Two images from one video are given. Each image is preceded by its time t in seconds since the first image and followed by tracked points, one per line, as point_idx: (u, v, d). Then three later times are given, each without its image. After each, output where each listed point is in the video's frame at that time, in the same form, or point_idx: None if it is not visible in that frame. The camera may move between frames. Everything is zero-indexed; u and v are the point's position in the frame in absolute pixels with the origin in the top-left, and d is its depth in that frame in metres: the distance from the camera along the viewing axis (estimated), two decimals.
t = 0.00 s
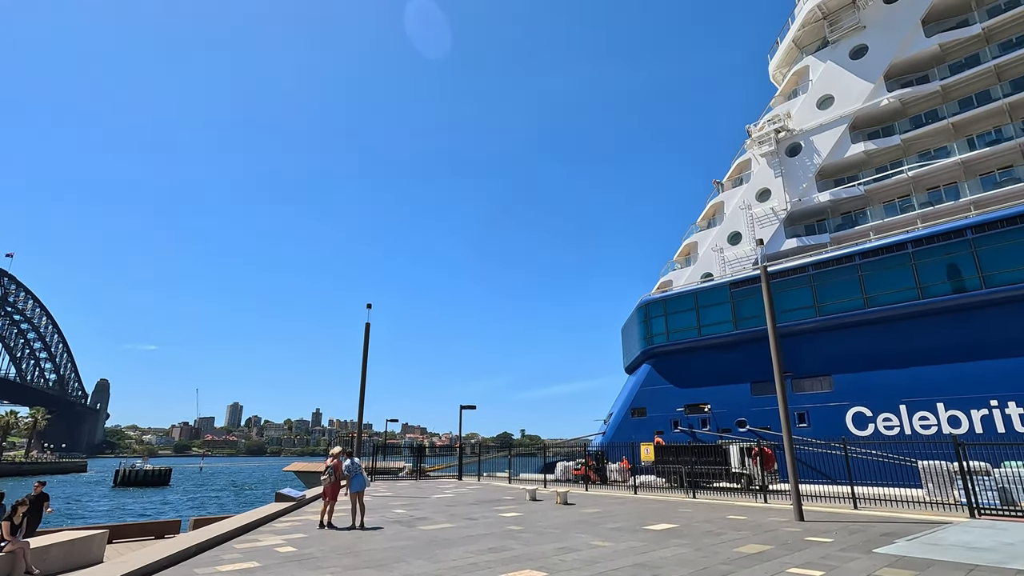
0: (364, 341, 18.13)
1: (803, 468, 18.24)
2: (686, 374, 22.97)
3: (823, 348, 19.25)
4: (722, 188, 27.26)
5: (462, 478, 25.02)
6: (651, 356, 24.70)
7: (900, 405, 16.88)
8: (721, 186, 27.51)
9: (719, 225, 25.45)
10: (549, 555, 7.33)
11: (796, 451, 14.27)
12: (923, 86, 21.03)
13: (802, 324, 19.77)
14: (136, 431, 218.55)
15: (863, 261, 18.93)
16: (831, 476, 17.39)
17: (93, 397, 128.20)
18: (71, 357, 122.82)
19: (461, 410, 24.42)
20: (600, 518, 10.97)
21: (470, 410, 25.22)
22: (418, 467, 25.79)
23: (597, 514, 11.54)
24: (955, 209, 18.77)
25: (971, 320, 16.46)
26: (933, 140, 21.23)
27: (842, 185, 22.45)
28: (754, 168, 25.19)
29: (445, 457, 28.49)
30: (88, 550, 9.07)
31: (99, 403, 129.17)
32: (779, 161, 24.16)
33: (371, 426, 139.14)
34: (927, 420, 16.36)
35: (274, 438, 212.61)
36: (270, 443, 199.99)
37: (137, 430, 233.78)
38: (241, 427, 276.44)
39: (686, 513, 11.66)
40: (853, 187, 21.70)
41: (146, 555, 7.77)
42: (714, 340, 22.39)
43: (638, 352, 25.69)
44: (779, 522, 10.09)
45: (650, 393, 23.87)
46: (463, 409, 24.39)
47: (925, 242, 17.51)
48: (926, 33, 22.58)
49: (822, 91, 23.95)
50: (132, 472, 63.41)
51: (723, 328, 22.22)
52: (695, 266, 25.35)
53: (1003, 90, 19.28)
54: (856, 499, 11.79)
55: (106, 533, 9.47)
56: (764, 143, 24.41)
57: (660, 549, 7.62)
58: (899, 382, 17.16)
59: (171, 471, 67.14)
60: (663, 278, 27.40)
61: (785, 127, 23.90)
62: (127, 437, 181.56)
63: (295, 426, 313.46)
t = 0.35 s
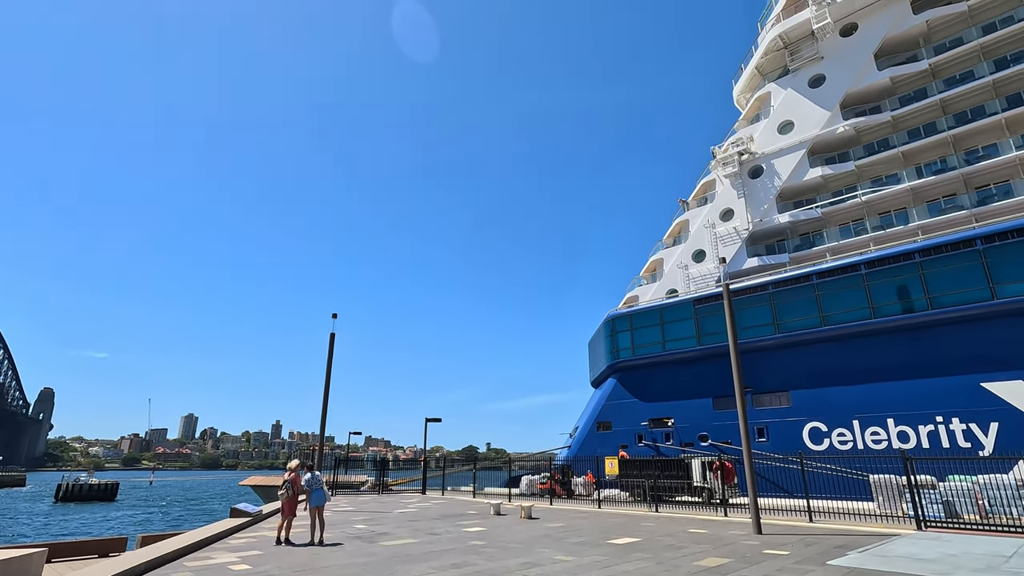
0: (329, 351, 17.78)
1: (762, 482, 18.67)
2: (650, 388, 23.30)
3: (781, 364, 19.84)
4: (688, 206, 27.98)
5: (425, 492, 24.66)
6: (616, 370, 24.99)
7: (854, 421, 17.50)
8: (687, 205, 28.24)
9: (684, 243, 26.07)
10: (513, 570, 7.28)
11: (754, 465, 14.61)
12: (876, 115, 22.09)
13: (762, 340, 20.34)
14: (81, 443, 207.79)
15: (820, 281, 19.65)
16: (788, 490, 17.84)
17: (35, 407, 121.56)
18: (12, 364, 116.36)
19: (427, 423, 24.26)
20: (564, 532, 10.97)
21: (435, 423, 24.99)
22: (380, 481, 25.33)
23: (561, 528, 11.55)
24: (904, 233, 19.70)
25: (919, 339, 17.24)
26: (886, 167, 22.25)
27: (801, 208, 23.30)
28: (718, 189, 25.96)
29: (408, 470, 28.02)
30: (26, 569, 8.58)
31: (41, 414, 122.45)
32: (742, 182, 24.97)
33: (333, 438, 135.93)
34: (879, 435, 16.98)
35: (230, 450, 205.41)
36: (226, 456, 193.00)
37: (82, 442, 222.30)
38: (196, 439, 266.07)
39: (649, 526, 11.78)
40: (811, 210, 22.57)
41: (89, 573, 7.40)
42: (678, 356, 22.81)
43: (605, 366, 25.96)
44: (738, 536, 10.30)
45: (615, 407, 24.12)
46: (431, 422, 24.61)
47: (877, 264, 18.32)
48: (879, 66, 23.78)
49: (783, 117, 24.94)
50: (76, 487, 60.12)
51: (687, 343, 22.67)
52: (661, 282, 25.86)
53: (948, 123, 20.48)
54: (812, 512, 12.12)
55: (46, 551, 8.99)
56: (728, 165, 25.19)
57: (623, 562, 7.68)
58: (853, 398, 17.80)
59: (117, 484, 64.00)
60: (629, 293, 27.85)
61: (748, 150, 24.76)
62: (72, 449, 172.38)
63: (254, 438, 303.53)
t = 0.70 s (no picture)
0: (291, 360, 17.35)
1: (722, 495, 19.03)
2: (616, 401, 23.54)
3: (741, 379, 20.36)
4: (654, 223, 28.59)
5: (387, 505, 24.22)
6: (582, 382, 25.19)
7: (810, 435, 18.07)
8: (653, 221, 28.84)
9: (650, 259, 26.59)
10: None
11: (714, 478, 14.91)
12: (833, 142, 23.11)
13: (724, 355, 20.85)
14: (19, 454, 196.14)
15: (779, 298, 20.30)
16: (747, 502, 18.22)
17: None
18: None
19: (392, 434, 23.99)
20: (528, 546, 10.95)
21: (399, 434, 24.63)
22: (341, 494, 24.76)
23: (525, 542, 11.52)
24: (858, 255, 20.59)
25: (870, 357, 17.98)
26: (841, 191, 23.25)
27: (762, 228, 24.10)
28: (684, 207, 26.63)
29: (370, 483, 27.45)
30: None
31: None
32: (707, 201, 25.69)
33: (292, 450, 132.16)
34: (833, 449, 17.56)
35: (183, 462, 197.34)
36: (178, 468, 185.34)
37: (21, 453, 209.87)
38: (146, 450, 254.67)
39: (612, 540, 11.87)
40: (771, 230, 23.37)
41: None
42: (643, 369, 23.14)
43: (571, 379, 26.13)
44: (698, 548, 10.47)
45: (581, 420, 24.27)
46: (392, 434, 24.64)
47: (833, 284, 19.07)
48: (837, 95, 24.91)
49: (746, 139, 25.83)
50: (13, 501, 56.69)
51: (652, 357, 23.04)
52: (627, 296, 26.28)
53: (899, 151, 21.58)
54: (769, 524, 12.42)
55: None
56: (693, 184, 25.89)
57: None
58: (809, 414, 18.39)
59: (58, 498, 60.62)
60: (596, 306, 28.18)
61: (713, 170, 25.52)
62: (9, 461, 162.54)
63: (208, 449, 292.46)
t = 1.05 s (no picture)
0: (255, 367, 16.91)
1: (685, 506, 19.32)
2: (584, 413, 23.69)
3: (706, 391, 20.78)
4: (624, 236, 29.07)
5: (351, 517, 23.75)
6: (551, 393, 25.28)
7: (770, 447, 18.54)
8: (623, 235, 29.32)
9: (619, 271, 27.00)
10: None
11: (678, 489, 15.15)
12: (795, 163, 23.98)
13: (689, 368, 21.27)
14: None
15: (742, 313, 20.86)
16: (710, 513, 18.54)
17: None
18: None
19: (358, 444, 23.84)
20: (494, 558, 10.90)
21: (365, 444, 24.24)
22: (303, 505, 24.17)
23: (491, 554, 11.46)
24: (817, 272, 21.36)
25: (828, 371, 18.60)
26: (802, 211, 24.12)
27: (727, 244, 24.78)
28: (653, 222, 27.18)
29: (333, 494, 26.89)
30: None
31: None
32: (675, 217, 26.27)
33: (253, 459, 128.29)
34: (792, 461, 18.05)
35: (135, 472, 189.30)
36: (129, 478, 177.69)
37: None
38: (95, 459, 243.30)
39: (578, 551, 11.92)
40: (736, 246, 24.04)
41: None
42: (610, 381, 23.39)
43: (540, 390, 26.21)
44: (662, 559, 10.61)
45: (548, 430, 24.37)
46: (358, 443, 24.39)
47: (793, 300, 19.71)
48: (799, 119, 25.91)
49: (713, 158, 26.58)
50: None
51: (619, 368, 23.32)
52: (597, 308, 26.59)
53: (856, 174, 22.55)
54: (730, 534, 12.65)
55: None
56: (662, 199, 26.46)
57: None
58: (770, 426, 18.89)
59: None
60: (566, 318, 28.39)
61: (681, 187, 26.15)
62: None
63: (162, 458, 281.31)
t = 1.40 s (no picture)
0: (219, 373, 16.41)
1: (652, 515, 19.52)
2: (554, 422, 23.76)
3: (673, 402, 21.12)
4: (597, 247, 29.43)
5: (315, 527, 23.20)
6: (522, 403, 25.30)
7: (735, 457, 18.92)
8: (595, 246, 29.69)
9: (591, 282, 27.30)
10: None
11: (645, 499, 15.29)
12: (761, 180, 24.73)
13: (658, 378, 21.59)
14: None
15: (710, 325, 21.32)
16: (676, 523, 18.77)
17: None
18: None
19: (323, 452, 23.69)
20: (461, 569, 10.80)
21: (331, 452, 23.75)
22: (266, 516, 23.49)
23: (459, 565, 11.36)
24: (781, 287, 22.02)
25: (790, 383, 19.14)
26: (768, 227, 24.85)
27: (696, 257, 25.33)
28: (624, 234, 27.60)
29: (297, 504, 26.25)
30: None
31: None
32: (646, 229, 26.75)
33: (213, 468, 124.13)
34: (755, 471, 18.45)
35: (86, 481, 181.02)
36: (80, 487, 169.83)
37: None
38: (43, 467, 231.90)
39: (546, 561, 11.91)
40: (704, 260, 24.59)
41: None
42: (580, 390, 23.55)
43: (510, 399, 26.21)
44: (629, 568, 10.70)
45: (518, 440, 24.38)
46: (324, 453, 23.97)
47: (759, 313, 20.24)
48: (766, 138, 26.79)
49: (684, 173, 27.21)
50: None
51: (590, 378, 23.51)
52: (568, 318, 26.79)
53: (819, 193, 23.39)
54: (695, 544, 12.83)
55: None
56: (634, 212, 26.92)
57: None
58: (734, 436, 19.29)
59: None
60: (537, 327, 28.50)
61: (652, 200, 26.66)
62: None
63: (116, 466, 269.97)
